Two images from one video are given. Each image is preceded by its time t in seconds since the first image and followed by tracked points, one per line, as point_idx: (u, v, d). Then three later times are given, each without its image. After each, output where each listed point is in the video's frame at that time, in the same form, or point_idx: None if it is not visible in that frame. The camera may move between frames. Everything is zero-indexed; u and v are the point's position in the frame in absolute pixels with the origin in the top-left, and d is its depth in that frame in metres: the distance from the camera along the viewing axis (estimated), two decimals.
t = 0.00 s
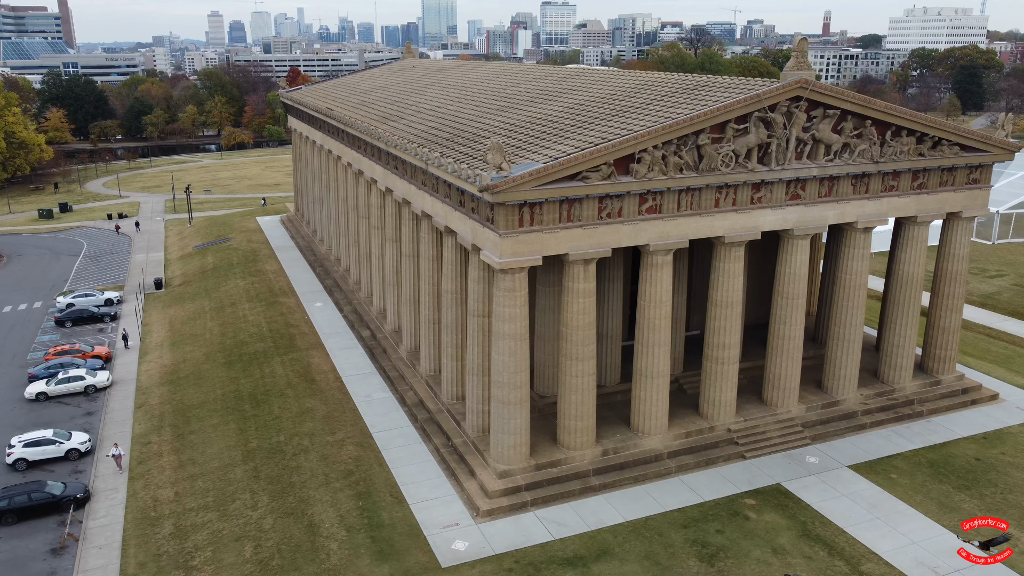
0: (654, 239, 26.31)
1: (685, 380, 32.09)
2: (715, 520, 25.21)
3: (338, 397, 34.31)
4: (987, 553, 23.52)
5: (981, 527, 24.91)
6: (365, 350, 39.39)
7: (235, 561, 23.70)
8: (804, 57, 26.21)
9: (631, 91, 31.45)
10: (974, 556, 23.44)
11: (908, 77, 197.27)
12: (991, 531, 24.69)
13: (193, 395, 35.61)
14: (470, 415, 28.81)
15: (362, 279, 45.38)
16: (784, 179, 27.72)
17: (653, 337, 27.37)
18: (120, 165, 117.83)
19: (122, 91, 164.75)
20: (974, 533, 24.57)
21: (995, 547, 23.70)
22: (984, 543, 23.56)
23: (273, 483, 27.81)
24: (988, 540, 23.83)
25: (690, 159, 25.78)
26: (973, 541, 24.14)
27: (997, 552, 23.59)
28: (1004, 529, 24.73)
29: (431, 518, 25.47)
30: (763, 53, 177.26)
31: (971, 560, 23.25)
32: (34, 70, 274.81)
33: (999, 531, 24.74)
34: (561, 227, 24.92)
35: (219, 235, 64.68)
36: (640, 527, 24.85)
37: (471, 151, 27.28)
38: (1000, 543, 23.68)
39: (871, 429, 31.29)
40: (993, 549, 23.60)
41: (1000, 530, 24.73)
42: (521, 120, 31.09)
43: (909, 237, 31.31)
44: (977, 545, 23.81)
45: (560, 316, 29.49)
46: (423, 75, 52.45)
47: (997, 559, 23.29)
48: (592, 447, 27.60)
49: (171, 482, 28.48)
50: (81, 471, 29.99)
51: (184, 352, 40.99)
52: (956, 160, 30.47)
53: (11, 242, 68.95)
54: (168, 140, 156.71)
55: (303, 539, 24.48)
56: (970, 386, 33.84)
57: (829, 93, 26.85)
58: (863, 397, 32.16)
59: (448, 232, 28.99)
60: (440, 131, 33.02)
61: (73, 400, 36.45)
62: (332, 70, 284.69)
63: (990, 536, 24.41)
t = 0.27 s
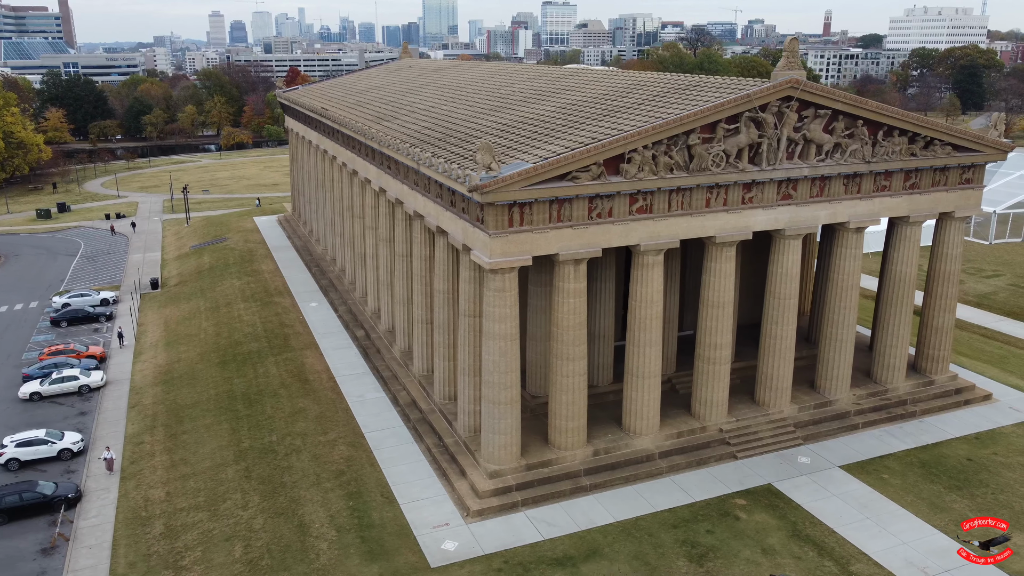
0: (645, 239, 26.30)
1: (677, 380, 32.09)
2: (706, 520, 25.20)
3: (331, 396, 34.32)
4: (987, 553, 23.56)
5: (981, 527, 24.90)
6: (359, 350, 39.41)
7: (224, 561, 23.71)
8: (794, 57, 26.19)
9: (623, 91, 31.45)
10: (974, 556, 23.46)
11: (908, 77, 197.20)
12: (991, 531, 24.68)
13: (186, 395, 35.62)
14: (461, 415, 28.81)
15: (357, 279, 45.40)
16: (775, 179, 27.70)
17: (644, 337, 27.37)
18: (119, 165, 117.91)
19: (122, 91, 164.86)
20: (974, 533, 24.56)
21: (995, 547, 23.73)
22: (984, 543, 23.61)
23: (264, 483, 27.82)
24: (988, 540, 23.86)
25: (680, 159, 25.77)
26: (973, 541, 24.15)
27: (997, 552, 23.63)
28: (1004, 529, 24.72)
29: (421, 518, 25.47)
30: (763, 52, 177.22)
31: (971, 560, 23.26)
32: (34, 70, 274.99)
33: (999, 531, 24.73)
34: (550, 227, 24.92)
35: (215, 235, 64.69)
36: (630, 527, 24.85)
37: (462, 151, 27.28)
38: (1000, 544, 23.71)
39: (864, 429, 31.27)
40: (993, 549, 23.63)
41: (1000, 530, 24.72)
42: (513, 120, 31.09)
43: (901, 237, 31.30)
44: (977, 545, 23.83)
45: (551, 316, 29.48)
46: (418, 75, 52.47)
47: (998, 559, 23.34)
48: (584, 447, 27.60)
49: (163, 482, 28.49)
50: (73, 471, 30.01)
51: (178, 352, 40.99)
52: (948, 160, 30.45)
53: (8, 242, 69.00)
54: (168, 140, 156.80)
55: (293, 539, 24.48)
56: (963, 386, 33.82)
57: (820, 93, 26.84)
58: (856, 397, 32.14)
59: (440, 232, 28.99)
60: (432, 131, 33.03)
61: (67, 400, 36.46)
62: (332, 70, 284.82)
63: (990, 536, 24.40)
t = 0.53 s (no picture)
0: (638, 240, 26.28)
1: (672, 380, 32.06)
2: (698, 520, 25.17)
3: (326, 396, 34.34)
4: (987, 553, 23.56)
5: (981, 527, 24.86)
6: (356, 350, 39.44)
7: (216, 560, 23.74)
8: (788, 57, 26.16)
9: (619, 91, 31.43)
10: (974, 556, 23.45)
11: (911, 77, 196.93)
12: (991, 531, 24.65)
13: (182, 395, 35.65)
14: (455, 414, 28.82)
15: (354, 279, 45.43)
16: (769, 180, 27.66)
17: (638, 337, 27.35)
18: (120, 165, 118.09)
19: (123, 92, 165.16)
20: (974, 533, 24.53)
21: (995, 547, 23.72)
22: (984, 543, 23.63)
23: (258, 483, 27.85)
24: (989, 540, 23.87)
25: (673, 159, 25.76)
26: (973, 541, 24.14)
27: (997, 552, 23.63)
28: (1005, 529, 24.69)
29: (413, 518, 25.47)
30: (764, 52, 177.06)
31: (971, 560, 23.26)
32: (37, 70, 275.59)
33: (999, 531, 24.70)
34: (543, 227, 24.91)
35: (215, 235, 64.73)
36: (623, 527, 24.83)
37: (455, 151, 27.30)
38: (1000, 544, 23.71)
39: (859, 430, 31.21)
40: (993, 549, 23.64)
41: (1000, 530, 24.69)
42: (508, 120, 31.09)
43: (897, 237, 31.23)
44: (977, 545, 23.83)
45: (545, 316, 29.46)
46: (417, 75, 52.50)
47: (997, 559, 23.34)
48: (577, 447, 27.58)
49: (157, 481, 28.53)
50: (68, 470, 30.06)
51: (175, 351, 41.03)
52: (944, 161, 30.38)
53: (8, 242, 69.10)
54: (169, 140, 157.02)
55: (285, 539, 24.50)
56: (959, 387, 33.75)
57: (813, 93, 26.80)
58: (852, 398, 32.09)
59: (434, 232, 29.00)
60: (428, 131, 33.04)
61: (63, 400, 36.52)
62: (335, 70, 285.10)
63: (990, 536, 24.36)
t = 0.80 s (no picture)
0: (630, 240, 26.25)
1: (665, 380, 32.03)
2: (689, 521, 25.14)
3: (321, 396, 34.36)
4: (987, 553, 23.57)
5: (981, 527, 24.85)
6: (351, 350, 39.46)
7: (207, 560, 23.77)
8: (780, 57, 26.12)
9: (612, 91, 31.41)
10: (974, 556, 23.46)
11: (913, 77, 196.65)
12: (991, 531, 24.64)
13: (177, 395, 35.67)
14: (447, 415, 28.82)
15: (350, 279, 45.46)
16: (762, 180, 27.62)
17: (630, 338, 27.33)
18: (121, 165, 118.26)
19: (125, 92, 165.38)
20: (974, 533, 24.51)
21: (995, 547, 23.73)
22: (984, 543, 23.65)
23: (250, 482, 27.87)
24: (989, 540, 23.89)
25: (665, 159, 25.73)
26: (973, 541, 24.14)
27: (997, 552, 23.64)
28: (1005, 529, 24.69)
29: (404, 518, 25.48)
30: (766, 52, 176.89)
31: (971, 560, 23.26)
32: (40, 70, 276.19)
33: (999, 531, 24.70)
34: (534, 227, 24.90)
35: (213, 235, 64.77)
36: (613, 528, 24.81)
37: (447, 151, 27.29)
38: (1000, 544, 23.72)
39: (853, 431, 31.15)
40: (993, 549, 23.65)
41: (1000, 530, 24.68)
42: (501, 121, 31.08)
43: (891, 237, 31.17)
44: (977, 545, 23.83)
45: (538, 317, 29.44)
46: (414, 75, 52.54)
47: (997, 559, 23.35)
48: (569, 447, 27.57)
49: (150, 481, 28.56)
50: (61, 469, 30.13)
51: (171, 351, 41.06)
52: (938, 161, 30.32)
53: (8, 242, 69.21)
54: (171, 140, 157.21)
55: (276, 538, 24.52)
56: (954, 388, 33.69)
57: (806, 93, 26.76)
58: (845, 398, 32.04)
59: (427, 232, 28.99)
60: (422, 131, 33.04)
61: (58, 399, 36.58)
62: (337, 70, 285.31)
63: (990, 536, 24.36)
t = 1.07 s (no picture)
0: (620, 240, 26.24)
1: (658, 381, 32.01)
2: (679, 522, 25.12)
3: (314, 396, 34.37)
4: (987, 553, 23.55)
5: (981, 527, 24.83)
6: (345, 350, 39.48)
7: (196, 560, 23.79)
8: (771, 57, 26.09)
9: (604, 91, 31.40)
10: (974, 556, 23.44)
11: (915, 76, 196.40)
12: (991, 531, 24.62)
13: (171, 394, 35.69)
14: (438, 415, 28.81)
15: (346, 279, 45.49)
16: (753, 180, 27.59)
17: (621, 338, 27.33)
18: (121, 165, 118.39)
19: (126, 92, 165.70)
20: (974, 533, 24.49)
21: (995, 547, 23.72)
22: (984, 543, 23.64)
23: (241, 482, 27.89)
24: (988, 540, 23.89)
25: (655, 159, 25.72)
26: (973, 541, 24.12)
27: (997, 552, 23.64)
28: (1004, 530, 24.67)
29: (394, 518, 25.48)
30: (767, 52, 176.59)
31: (971, 560, 23.24)
32: (42, 70, 276.84)
33: (998, 531, 24.68)
34: (523, 227, 24.88)
35: (211, 234, 64.82)
36: (603, 528, 24.79)
37: (438, 151, 27.29)
38: (1000, 544, 23.71)
39: (845, 431, 31.10)
40: (993, 549, 23.64)
41: (1000, 530, 24.65)
42: (493, 121, 31.08)
43: (884, 238, 31.13)
44: (977, 545, 23.80)
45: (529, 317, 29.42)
46: (410, 75, 52.57)
47: (997, 560, 23.33)
48: (560, 448, 27.55)
49: (141, 481, 28.59)
50: (53, 469, 30.19)
51: (166, 351, 41.07)
52: (930, 161, 30.27)
53: (6, 242, 69.33)
54: (171, 140, 157.35)
55: (265, 538, 24.54)
56: (947, 388, 33.64)
57: (796, 92, 26.72)
58: (838, 399, 32.01)
59: (418, 232, 28.99)
60: (415, 131, 33.05)
61: (52, 399, 36.63)
62: (338, 70, 285.64)
63: (990, 536, 24.34)
